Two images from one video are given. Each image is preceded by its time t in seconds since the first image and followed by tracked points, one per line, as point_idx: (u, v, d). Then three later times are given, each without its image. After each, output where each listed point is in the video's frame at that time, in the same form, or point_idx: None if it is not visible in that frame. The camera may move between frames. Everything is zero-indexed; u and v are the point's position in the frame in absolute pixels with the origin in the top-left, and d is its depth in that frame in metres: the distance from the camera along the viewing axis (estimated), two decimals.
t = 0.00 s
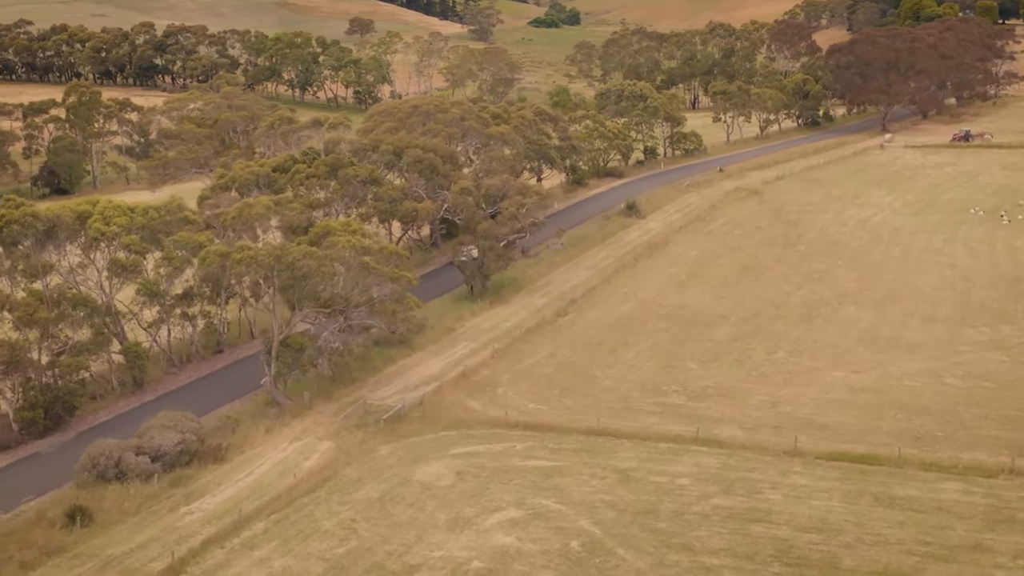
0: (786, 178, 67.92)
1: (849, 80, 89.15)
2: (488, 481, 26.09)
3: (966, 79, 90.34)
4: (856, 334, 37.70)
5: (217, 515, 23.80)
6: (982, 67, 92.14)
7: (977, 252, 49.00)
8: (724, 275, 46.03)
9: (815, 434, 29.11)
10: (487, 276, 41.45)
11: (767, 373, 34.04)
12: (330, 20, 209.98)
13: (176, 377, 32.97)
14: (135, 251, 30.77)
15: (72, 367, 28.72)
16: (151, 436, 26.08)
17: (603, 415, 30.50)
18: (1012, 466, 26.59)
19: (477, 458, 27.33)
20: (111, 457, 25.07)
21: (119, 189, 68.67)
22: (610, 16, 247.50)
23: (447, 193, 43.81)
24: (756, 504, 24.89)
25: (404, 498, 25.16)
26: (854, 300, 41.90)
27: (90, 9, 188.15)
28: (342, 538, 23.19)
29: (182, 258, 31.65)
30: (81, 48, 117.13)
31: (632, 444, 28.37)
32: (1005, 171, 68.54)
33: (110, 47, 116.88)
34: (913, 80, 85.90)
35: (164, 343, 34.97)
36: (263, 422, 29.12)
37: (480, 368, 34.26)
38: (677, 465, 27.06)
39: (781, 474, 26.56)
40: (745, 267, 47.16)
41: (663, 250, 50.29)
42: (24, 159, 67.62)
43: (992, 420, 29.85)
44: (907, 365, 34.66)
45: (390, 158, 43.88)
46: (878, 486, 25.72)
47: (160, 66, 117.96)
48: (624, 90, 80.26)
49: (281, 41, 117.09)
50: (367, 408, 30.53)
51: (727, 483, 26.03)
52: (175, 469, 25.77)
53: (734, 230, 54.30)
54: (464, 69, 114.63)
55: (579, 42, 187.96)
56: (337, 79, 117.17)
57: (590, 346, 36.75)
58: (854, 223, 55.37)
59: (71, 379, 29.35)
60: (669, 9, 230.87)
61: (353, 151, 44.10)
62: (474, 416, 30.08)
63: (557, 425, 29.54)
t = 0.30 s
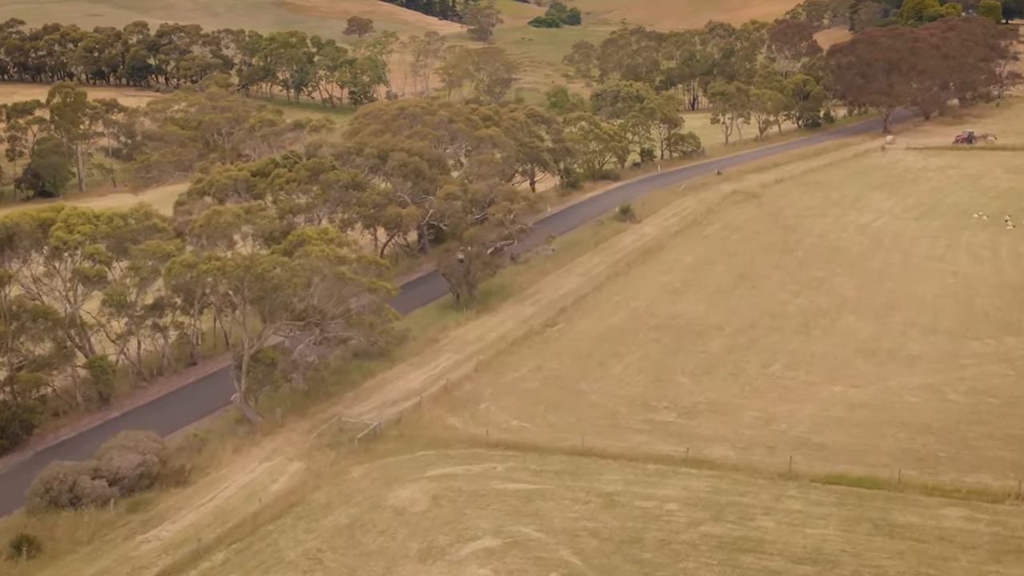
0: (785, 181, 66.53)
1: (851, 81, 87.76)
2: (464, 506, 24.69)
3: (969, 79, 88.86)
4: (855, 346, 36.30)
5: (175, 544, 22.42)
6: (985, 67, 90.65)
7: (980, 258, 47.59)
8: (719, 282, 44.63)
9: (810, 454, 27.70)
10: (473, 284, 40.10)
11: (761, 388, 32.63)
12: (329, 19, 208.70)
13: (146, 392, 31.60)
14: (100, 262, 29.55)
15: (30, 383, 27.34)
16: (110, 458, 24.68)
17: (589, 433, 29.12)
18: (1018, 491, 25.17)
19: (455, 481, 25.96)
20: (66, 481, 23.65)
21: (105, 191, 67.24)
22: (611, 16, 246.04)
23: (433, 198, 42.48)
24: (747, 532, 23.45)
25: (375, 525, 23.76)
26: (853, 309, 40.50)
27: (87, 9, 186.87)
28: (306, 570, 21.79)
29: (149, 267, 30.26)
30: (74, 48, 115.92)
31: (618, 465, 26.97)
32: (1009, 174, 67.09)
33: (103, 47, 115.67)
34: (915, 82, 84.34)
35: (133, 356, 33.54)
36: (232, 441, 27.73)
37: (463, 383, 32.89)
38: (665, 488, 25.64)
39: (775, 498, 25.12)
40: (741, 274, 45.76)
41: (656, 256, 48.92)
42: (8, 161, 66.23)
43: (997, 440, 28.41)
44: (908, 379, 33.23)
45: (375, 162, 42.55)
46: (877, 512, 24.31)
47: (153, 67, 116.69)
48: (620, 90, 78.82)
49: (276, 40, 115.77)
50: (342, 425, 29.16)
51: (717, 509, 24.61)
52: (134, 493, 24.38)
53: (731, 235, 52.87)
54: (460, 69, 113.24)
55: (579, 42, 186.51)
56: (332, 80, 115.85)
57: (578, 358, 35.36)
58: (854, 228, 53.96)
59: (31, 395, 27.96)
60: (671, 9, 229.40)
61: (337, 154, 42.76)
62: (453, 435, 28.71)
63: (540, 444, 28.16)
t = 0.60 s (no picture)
0: (784, 184, 65.15)
1: (852, 82, 86.27)
2: (437, 535, 23.29)
3: (972, 80, 87.42)
4: (854, 360, 34.90)
5: None
6: (988, 68, 89.22)
7: (984, 265, 46.16)
8: (714, 291, 43.21)
9: (806, 477, 26.27)
10: (458, 293, 38.70)
11: (755, 404, 31.23)
12: (327, 19, 207.35)
13: (112, 408, 30.21)
14: (60, 273, 28.16)
15: None
16: (63, 483, 23.26)
17: (574, 454, 27.72)
18: None
19: (430, 507, 24.58)
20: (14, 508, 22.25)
21: (90, 194, 65.99)
22: (612, 16, 244.60)
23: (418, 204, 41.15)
24: (738, 564, 22.04)
25: (342, 557, 22.37)
26: (852, 319, 39.08)
27: (82, 8, 185.47)
28: None
29: (112, 278, 28.72)
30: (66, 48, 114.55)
31: (602, 489, 25.57)
32: (1013, 178, 65.65)
33: (95, 47, 114.32)
34: (918, 83, 82.85)
35: (100, 370, 32.12)
36: (197, 462, 26.36)
37: (444, 398, 31.56)
38: (651, 515, 24.24)
39: (767, 526, 23.70)
40: (737, 282, 44.34)
41: (650, 263, 47.52)
42: None
43: (1003, 461, 26.99)
44: (909, 395, 31.84)
45: (357, 167, 41.22)
46: (875, 542, 22.89)
47: (146, 67, 115.33)
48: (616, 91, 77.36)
49: (270, 40, 114.39)
50: (314, 445, 27.74)
51: (707, 538, 23.19)
52: (88, 521, 22.97)
53: (727, 241, 51.44)
54: (457, 70, 111.84)
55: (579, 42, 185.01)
56: (328, 80, 114.53)
57: (566, 372, 33.98)
58: (854, 234, 52.55)
59: None
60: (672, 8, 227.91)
61: (318, 159, 41.41)
62: (431, 455, 27.35)
63: (522, 466, 26.77)
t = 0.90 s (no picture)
0: (782, 188, 63.71)
1: (853, 83, 84.76)
2: (408, 568, 21.86)
3: (975, 81, 85.90)
4: (853, 374, 33.45)
5: None
6: (991, 69, 87.72)
7: (988, 273, 44.72)
8: (708, 300, 41.79)
9: (802, 503, 24.85)
10: (443, 303, 37.30)
11: (749, 423, 29.78)
12: (325, 19, 206.06)
13: (74, 426, 28.85)
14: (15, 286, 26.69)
15: None
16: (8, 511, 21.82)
17: (557, 477, 26.30)
18: None
19: (402, 536, 23.17)
20: None
21: (74, 198, 64.59)
22: (613, 15, 243.14)
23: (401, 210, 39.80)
24: None
25: None
26: (851, 331, 37.65)
27: (78, 8, 184.20)
28: None
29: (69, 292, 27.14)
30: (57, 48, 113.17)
31: (586, 516, 24.15)
32: (1017, 181, 64.17)
33: (87, 47, 112.96)
34: (920, 83, 81.29)
35: (63, 386, 30.69)
36: (158, 487, 24.93)
37: (424, 416, 30.18)
38: (636, 546, 22.80)
39: (760, 558, 22.25)
40: (733, 292, 42.90)
41: (644, 271, 46.08)
42: None
43: (1010, 486, 25.53)
44: (910, 413, 30.39)
45: (339, 172, 39.80)
46: None
47: (139, 67, 113.97)
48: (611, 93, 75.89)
49: (263, 40, 112.98)
50: (284, 467, 26.28)
51: (695, 571, 21.75)
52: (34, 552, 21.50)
53: (723, 247, 50.01)
54: (453, 71, 110.41)
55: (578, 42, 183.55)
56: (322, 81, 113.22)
57: (552, 388, 32.55)
58: (854, 240, 51.10)
59: None
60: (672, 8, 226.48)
61: (298, 163, 40.03)
62: (407, 479, 25.94)
63: (502, 490, 25.33)
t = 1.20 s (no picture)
0: (781, 192, 62.26)
1: (854, 84, 83.26)
2: None
3: (978, 82, 84.37)
4: (852, 390, 32.01)
5: None
6: (995, 70, 86.20)
7: (992, 282, 43.26)
8: (702, 310, 40.36)
9: (797, 532, 23.42)
10: (426, 314, 35.89)
11: (743, 442, 28.35)
12: (323, 19, 204.77)
13: (32, 446, 27.41)
14: None
15: None
16: None
17: (539, 502, 24.88)
18: None
19: (371, 569, 21.76)
20: None
21: (58, 201, 63.20)
22: (614, 15, 241.65)
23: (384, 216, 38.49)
24: None
25: None
26: (851, 343, 36.22)
27: (75, 7, 183.00)
28: None
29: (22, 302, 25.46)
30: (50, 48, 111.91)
31: (567, 546, 22.74)
32: (1021, 185, 62.69)
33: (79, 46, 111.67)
34: (922, 84, 79.73)
35: (23, 403, 29.17)
36: (114, 514, 23.48)
37: (402, 436, 28.75)
38: None
39: None
40: (728, 300, 41.47)
41: (637, 279, 44.67)
42: None
43: (1018, 514, 24.07)
44: (912, 432, 28.93)
45: (319, 177, 38.43)
46: None
47: (132, 68, 112.71)
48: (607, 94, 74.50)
49: (258, 40, 111.69)
50: (250, 492, 24.88)
51: None
52: None
53: (720, 254, 48.60)
54: (449, 71, 109.01)
55: (578, 42, 182.10)
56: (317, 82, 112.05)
57: (538, 405, 31.11)
58: (854, 246, 49.66)
59: None
60: (673, 8, 224.93)
61: (278, 168, 38.67)
62: (380, 504, 24.53)
63: (478, 517, 23.92)
